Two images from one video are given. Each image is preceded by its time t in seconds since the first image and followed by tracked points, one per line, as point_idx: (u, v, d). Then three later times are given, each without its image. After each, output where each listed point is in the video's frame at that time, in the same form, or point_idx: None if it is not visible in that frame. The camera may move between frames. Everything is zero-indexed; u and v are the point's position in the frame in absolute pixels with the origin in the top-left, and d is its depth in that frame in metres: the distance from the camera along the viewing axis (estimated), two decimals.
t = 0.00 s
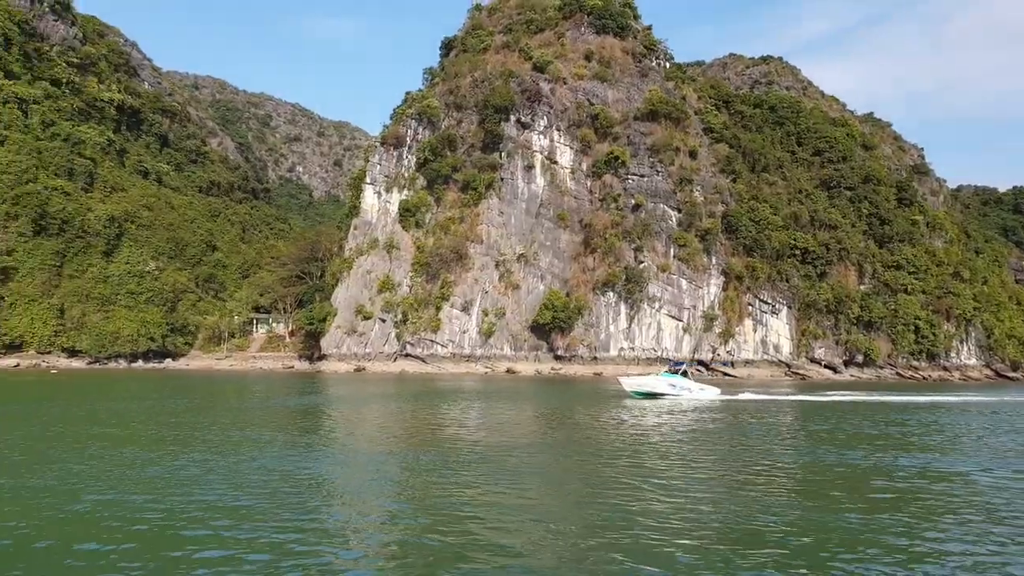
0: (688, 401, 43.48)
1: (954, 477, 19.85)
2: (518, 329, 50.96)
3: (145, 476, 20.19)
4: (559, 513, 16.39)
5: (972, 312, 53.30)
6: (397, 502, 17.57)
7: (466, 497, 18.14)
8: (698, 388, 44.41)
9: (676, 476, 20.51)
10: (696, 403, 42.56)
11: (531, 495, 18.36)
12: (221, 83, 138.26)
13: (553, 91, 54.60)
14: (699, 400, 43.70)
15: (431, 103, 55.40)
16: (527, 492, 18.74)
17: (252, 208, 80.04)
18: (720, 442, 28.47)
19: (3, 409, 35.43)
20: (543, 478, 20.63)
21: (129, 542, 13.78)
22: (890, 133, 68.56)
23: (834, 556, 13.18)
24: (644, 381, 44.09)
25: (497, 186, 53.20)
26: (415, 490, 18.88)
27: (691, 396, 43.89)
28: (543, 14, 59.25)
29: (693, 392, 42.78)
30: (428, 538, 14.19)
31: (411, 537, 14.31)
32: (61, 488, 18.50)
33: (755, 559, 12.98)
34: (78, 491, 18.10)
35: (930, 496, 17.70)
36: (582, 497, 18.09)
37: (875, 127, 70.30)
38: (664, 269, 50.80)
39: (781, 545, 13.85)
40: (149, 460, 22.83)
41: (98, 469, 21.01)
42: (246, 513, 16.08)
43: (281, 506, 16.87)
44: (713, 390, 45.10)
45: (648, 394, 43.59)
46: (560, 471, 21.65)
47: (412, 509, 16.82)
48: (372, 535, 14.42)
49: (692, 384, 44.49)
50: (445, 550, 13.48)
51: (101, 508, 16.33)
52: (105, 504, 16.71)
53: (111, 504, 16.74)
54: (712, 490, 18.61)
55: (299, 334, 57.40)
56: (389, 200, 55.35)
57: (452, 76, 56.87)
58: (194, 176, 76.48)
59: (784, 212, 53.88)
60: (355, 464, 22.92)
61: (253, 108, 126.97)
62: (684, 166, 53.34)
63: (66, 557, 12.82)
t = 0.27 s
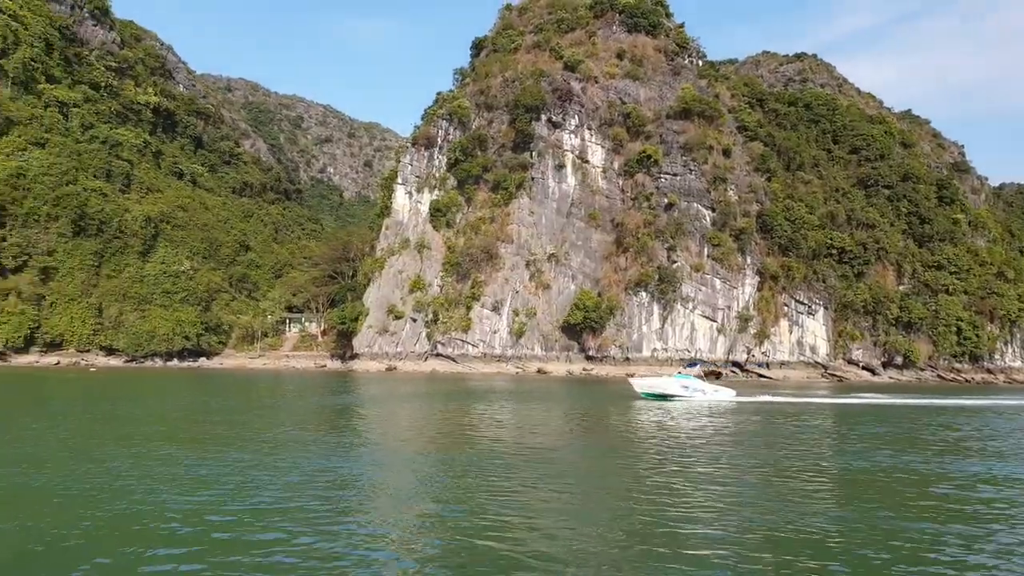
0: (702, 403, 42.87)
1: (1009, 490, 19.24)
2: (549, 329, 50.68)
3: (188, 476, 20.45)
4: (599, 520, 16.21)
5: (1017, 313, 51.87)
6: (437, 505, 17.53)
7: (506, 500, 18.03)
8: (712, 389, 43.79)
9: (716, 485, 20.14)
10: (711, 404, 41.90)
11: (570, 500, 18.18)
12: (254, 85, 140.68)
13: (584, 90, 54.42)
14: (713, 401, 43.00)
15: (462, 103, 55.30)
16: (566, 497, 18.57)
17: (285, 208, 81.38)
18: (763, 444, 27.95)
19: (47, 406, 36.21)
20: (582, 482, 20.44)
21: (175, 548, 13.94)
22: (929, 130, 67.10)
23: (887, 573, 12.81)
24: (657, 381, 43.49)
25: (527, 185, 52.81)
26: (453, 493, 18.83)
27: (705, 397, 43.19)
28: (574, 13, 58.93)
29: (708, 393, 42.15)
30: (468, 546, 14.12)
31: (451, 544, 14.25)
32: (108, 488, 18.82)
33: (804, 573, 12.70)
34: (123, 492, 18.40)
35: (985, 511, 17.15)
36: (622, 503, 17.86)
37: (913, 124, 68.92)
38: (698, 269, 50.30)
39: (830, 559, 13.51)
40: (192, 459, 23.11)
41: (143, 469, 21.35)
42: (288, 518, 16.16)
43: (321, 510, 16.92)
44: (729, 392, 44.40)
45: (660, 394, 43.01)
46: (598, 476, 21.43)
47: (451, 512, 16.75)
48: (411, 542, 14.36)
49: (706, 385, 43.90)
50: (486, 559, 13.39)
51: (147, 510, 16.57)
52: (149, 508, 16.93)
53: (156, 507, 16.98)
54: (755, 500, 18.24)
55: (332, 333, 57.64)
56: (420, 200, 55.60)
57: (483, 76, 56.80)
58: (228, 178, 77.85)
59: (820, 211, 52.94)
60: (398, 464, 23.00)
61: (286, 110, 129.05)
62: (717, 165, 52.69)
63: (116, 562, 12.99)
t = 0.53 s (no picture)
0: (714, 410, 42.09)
1: None
2: (580, 334, 50.33)
3: (232, 481, 20.54)
4: (643, 533, 16.10)
5: None
6: (480, 514, 17.50)
7: (550, 511, 17.91)
8: (724, 397, 42.97)
9: (760, 497, 19.91)
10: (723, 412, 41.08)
11: (614, 511, 18.08)
12: (287, 90, 142.96)
13: (617, 94, 54.00)
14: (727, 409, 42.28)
15: (494, 108, 55.62)
16: (610, 507, 18.42)
17: (316, 212, 82.41)
18: (805, 454, 27.59)
19: (87, 408, 36.76)
20: (625, 491, 20.30)
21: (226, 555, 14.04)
22: (968, 134, 65.83)
23: None
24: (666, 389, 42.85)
25: (559, 190, 52.73)
26: (496, 502, 18.79)
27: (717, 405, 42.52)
28: (606, 17, 58.83)
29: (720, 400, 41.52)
30: (516, 560, 14.01)
31: (498, 557, 14.16)
32: (155, 493, 19.04)
33: None
34: (170, 497, 18.57)
35: None
36: (668, 516, 17.68)
37: (952, 129, 67.68)
38: (732, 275, 49.80)
39: None
40: (235, 463, 23.29)
41: (188, 472, 21.51)
42: (334, 526, 16.22)
43: (367, 517, 16.97)
44: (742, 400, 43.54)
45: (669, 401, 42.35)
46: (643, 484, 21.29)
47: (496, 522, 16.69)
48: (457, 555, 14.30)
49: (719, 393, 43.12)
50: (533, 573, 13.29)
51: (196, 515, 16.74)
52: (197, 513, 17.10)
53: (204, 512, 17.16)
54: (803, 515, 17.96)
55: (362, 336, 57.88)
56: (451, 204, 55.79)
57: (514, 80, 56.82)
58: (261, 182, 79.01)
59: (856, 216, 52.03)
60: (442, 470, 22.97)
61: (318, 115, 130.96)
62: (752, 170, 52.19)
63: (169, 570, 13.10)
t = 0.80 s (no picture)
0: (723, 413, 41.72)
1: None
2: (607, 338, 50.20)
3: (283, 489, 20.70)
4: (700, 539, 16.06)
5: None
6: (534, 520, 17.54)
7: (604, 515, 17.93)
8: (734, 399, 42.53)
9: (813, 501, 19.82)
10: (733, 414, 40.65)
11: (668, 515, 18.06)
12: (309, 100, 144.76)
13: (639, 97, 54.10)
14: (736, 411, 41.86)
15: (517, 113, 56.05)
16: (663, 511, 18.39)
17: (340, 220, 83.31)
18: (851, 455, 27.42)
19: (125, 418, 37.16)
20: (675, 494, 20.29)
21: (289, 567, 14.17)
22: (997, 130, 65.28)
23: None
24: (674, 392, 42.48)
25: (583, 194, 52.89)
26: (549, 506, 18.82)
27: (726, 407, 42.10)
28: (628, 20, 59.11)
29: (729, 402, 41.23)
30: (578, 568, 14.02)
31: (558, 566, 14.19)
32: (211, 500, 19.36)
33: None
34: (225, 506, 18.77)
35: None
36: (723, 520, 17.64)
37: (979, 125, 67.17)
38: (759, 276, 49.56)
39: None
40: (287, 470, 23.61)
41: (239, 481, 21.67)
42: (387, 535, 16.32)
43: (421, 526, 17.06)
44: (752, 402, 43.07)
45: (678, 405, 42.02)
46: (694, 487, 21.26)
47: (551, 529, 16.73)
48: (517, 564, 14.35)
49: (728, 395, 42.71)
50: None
51: (253, 526, 16.92)
52: (254, 522, 17.30)
53: (261, 522, 17.35)
54: (859, 520, 17.85)
55: (389, 343, 58.08)
56: (475, 210, 56.10)
57: (537, 85, 57.18)
58: (285, 192, 79.99)
59: (884, 215, 51.65)
60: (492, 474, 23.07)
61: (340, 124, 132.43)
62: (777, 170, 52.00)
63: None
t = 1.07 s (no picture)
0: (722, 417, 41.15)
1: None
2: (626, 341, 50.01)
3: (312, 492, 20.82)
4: (733, 543, 15.99)
5: None
6: (565, 522, 17.56)
7: (635, 519, 17.91)
8: (734, 402, 41.97)
9: (845, 506, 19.69)
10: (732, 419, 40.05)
11: (700, 519, 18.00)
12: (328, 103, 145.84)
13: (660, 98, 53.81)
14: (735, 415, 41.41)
15: (536, 115, 56.08)
16: (695, 515, 18.33)
17: (359, 222, 84.09)
18: (880, 461, 27.23)
19: (150, 420, 37.55)
20: (704, 499, 20.24)
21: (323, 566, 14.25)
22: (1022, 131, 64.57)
23: None
24: (671, 395, 42.03)
25: (602, 196, 52.63)
26: (579, 509, 18.83)
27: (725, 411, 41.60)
28: (648, 21, 59.04)
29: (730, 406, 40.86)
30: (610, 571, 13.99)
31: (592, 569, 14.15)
32: (242, 502, 19.53)
33: None
34: (256, 508, 18.91)
35: None
36: (756, 525, 17.54)
37: (1004, 125, 66.46)
38: (781, 278, 49.22)
39: None
40: (314, 473, 23.72)
41: (268, 485, 21.84)
42: (422, 534, 16.45)
43: (452, 527, 17.10)
44: (753, 406, 42.43)
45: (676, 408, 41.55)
46: (724, 491, 21.23)
47: (583, 532, 16.71)
48: (550, 566, 14.33)
49: (728, 398, 42.17)
50: None
51: (285, 527, 17.01)
52: (286, 523, 17.41)
53: (294, 523, 17.51)
54: (894, 527, 17.72)
55: (407, 344, 58.26)
56: (494, 212, 56.17)
57: (556, 86, 57.16)
58: (304, 193, 80.71)
59: (907, 217, 51.35)
60: (518, 479, 23.08)
61: (359, 126, 133.32)
62: (800, 171, 51.51)
63: None
